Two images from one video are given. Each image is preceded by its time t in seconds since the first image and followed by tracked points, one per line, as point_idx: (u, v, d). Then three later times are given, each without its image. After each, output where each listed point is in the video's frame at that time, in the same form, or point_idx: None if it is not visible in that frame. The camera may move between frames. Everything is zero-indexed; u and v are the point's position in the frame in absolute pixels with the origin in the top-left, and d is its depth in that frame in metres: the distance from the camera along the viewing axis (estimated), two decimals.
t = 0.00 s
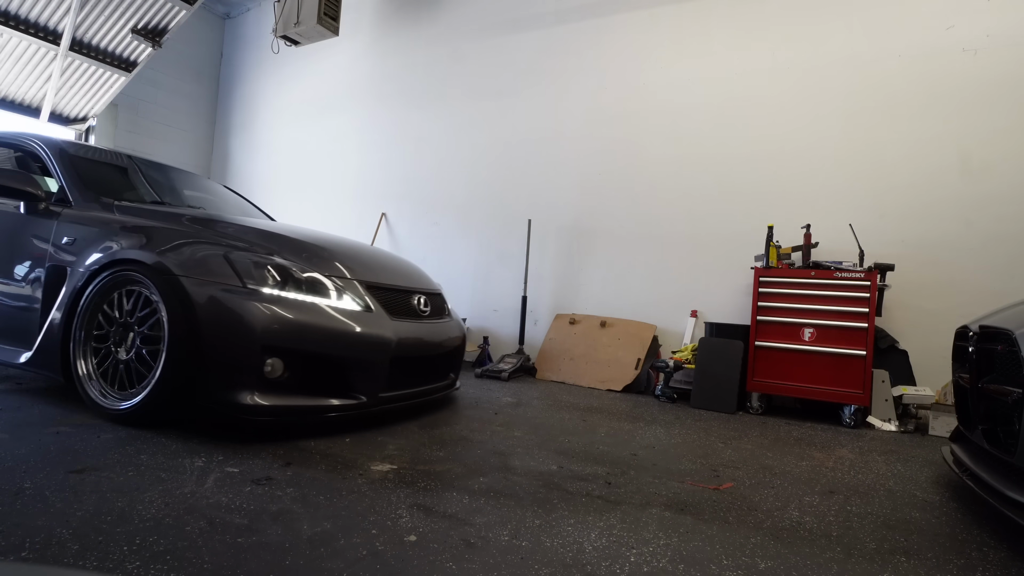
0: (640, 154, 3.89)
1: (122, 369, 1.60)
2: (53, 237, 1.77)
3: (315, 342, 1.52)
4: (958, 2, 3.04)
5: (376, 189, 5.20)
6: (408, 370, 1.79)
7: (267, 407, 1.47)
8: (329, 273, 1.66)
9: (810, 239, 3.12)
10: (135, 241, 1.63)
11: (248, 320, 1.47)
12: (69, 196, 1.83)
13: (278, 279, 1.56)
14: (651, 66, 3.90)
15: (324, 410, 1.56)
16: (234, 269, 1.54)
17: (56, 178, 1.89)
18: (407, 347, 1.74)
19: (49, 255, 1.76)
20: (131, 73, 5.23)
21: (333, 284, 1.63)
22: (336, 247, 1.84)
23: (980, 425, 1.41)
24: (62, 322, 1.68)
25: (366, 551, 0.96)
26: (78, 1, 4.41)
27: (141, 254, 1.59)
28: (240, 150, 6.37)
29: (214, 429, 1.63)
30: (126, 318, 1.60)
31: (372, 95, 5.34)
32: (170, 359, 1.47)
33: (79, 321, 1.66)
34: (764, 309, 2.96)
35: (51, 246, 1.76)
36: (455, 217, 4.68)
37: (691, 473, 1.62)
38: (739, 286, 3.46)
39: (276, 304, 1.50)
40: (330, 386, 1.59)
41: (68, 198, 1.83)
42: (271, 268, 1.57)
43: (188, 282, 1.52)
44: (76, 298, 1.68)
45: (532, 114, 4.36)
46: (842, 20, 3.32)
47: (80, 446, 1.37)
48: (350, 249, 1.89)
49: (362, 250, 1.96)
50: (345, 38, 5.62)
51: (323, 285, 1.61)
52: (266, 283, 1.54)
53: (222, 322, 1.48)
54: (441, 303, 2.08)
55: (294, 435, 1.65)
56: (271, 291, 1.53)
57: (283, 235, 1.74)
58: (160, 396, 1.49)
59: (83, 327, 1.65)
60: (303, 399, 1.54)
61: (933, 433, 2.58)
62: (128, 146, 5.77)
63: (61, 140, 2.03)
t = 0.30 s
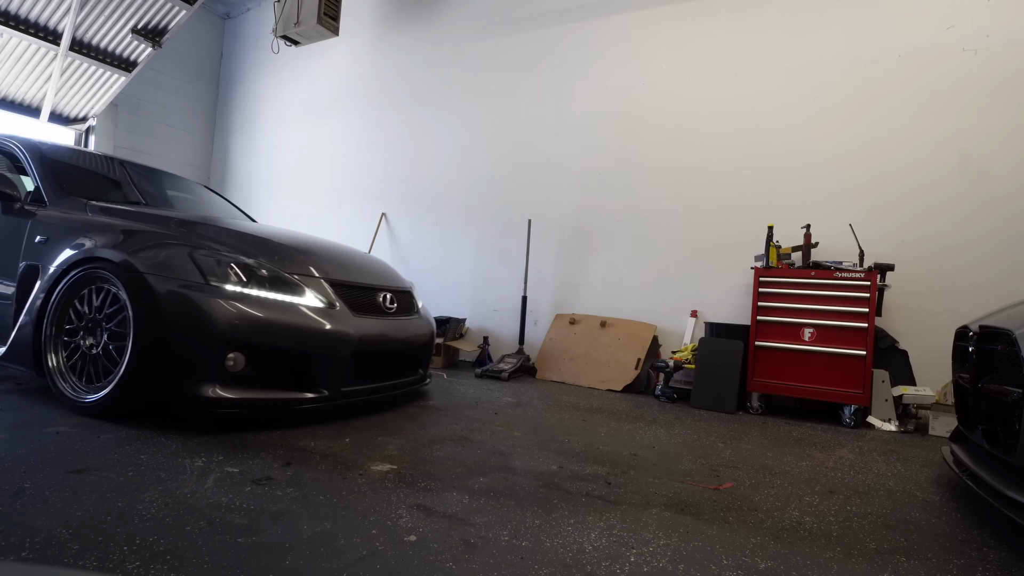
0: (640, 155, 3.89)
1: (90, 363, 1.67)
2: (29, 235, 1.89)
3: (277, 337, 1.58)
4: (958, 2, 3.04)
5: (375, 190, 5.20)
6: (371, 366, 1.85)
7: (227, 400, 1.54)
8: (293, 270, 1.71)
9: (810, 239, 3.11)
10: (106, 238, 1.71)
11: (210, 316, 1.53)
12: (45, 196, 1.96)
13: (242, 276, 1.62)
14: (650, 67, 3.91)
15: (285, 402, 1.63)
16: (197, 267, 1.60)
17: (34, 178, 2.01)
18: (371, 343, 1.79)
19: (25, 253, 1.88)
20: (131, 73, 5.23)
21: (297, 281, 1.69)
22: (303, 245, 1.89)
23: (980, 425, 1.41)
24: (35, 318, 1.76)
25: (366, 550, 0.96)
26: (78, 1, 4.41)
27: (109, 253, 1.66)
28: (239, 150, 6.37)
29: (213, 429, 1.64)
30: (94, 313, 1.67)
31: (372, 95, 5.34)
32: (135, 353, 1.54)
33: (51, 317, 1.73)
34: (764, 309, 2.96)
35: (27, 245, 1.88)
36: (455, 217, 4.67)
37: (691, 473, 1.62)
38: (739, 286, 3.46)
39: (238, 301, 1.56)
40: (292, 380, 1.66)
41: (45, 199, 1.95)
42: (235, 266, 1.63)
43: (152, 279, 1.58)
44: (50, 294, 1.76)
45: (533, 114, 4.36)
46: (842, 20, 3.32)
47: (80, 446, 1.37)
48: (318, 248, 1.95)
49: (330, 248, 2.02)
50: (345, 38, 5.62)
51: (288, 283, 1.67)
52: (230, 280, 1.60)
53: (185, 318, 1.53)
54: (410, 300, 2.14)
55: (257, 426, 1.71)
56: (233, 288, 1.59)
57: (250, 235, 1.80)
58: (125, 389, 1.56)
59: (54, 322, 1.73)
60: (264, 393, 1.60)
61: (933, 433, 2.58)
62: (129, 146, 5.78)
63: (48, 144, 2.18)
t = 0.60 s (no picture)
0: (639, 155, 3.89)
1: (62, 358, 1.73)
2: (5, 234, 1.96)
3: (242, 333, 1.63)
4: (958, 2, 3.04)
5: (374, 190, 5.21)
6: (339, 361, 1.90)
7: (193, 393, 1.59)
8: (260, 269, 1.77)
9: (810, 239, 3.11)
10: (78, 237, 1.77)
11: (177, 312, 1.58)
12: (20, 195, 2.03)
13: (208, 274, 1.67)
14: (649, 67, 3.91)
15: (251, 395, 1.68)
16: (165, 264, 1.65)
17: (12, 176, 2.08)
18: (337, 338, 1.85)
19: None
20: (131, 73, 5.22)
21: (264, 278, 1.75)
22: (272, 245, 1.96)
23: (980, 425, 1.41)
24: (9, 315, 1.83)
25: (366, 551, 0.96)
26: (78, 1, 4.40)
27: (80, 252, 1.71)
28: (240, 150, 6.37)
29: (212, 429, 1.64)
30: (66, 309, 1.73)
31: (372, 95, 5.34)
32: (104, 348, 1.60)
33: (25, 313, 1.80)
34: (764, 309, 2.96)
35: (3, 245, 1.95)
36: (455, 217, 4.67)
37: (690, 472, 1.62)
38: (739, 285, 3.46)
39: (204, 298, 1.61)
40: (258, 374, 1.71)
41: (20, 197, 2.02)
42: (202, 264, 1.68)
43: (120, 276, 1.63)
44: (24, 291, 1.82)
45: (532, 114, 4.36)
46: (842, 20, 3.32)
47: (79, 446, 1.37)
48: (287, 247, 2.01)
49: (299, 248, 2.08)
50: (345, 38, 5.62)
51: (254, 280, 1.73)
52: (197, 277, 1.65)
53: (151, 314, 1.58)
54: (379, 298, 2.20)
55: (225, 418, 1.76)
56: (201, 285, 1.64)
57: (220, 235, 1.86)
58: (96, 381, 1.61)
59: (29, 318, 1.80)
60: (230, 386, 1.66)
61: (933, 433, 2.58)
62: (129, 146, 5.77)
63: (38, 144, 2.30)
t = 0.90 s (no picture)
0: (639, 155, 3.89)
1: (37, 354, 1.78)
2: None
3: (210, 328, 1.67)
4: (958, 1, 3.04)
5: (373, 190, 5.22)
6: (310, 356, 1.94)
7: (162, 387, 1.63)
8: (229, 266, 1.81)
9: (810, 239, 3.11)
10: (53, 235, 1.82)
11: (146, 308, 1.62)
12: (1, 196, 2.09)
13: (178, 272, 1.71)
14: (649, 66, 3.91)
15: (222, 389, 1.73)
16: (135, 262, 1.70)
17: None
18: (307, 334, 1.89)
19: None
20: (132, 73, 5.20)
21: (233, 276, 1.79)
22: (246, 244, 2.00)
23: (980, 425, 1.41)
24: None
25: (366, 550, 0.96)
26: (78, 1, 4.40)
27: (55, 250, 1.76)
28: (239, 150, 6.36)
29: (213, 429, 1.64)
30: (41, 306, 1.78)
31: (371, 94, 5.34)
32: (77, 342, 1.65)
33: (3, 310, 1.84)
34: (764, 309, 2.96)
35: None
36: (455, 217, 4.67)
37: (691, 472, 1.62)
38: (739, 285, 3.46)
39: (172, 294, 1.65)
40: (227, 369, 1.75)
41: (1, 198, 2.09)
42: (171, 263, 1.72)
43: (92, 273, 1.68)
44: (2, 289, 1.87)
45: (532, 114, 4.36)
46: (841, 19, 3.32)
47: (79, 446, 1.37)
48: (259, 245, 2.05)
49: (272, 246, 2.12)
50: (345, 38, 5.62)
51: (224, 278, 1.77)
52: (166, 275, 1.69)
53: (122, 310, 1.63)
54: (353, 295, 2.23)
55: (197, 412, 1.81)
56: (170, 282, 1.68)
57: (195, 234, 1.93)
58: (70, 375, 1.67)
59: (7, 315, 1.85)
60: (200, 380, 1.70)
61: (933, 433, 2.58)
62: (129, 146, 5.79)
63: (31, 148, 2.39)
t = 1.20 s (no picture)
0: (639, 155, 3.89)
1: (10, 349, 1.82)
2: None
3: (179, 325, 1.72)
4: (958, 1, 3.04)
5: (373, 190, 5.22)
6: (279, 352, 2.00)
7: (132, 381, 1.68)
8: (201, 265, 1.88)
9: (810, 239, 3.11)
10: (29, 233, 1.86)
11: (116, 305, 1.66)
12: None
13: (148, 270, 1.77)
14: (649, 66, 3.91)
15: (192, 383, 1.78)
16: (105, 261, 1.74)
17: None
18: (276, 331, 1.95)
19: None
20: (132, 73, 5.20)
21: (203, 275, 1.85)
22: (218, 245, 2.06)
23: (980, 425, 1.41)
24: None
25: (366, 550, 0.96)
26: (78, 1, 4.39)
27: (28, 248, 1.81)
28: (239, 150, 6.37)
29: (212, 429, 1.64)
30: (14, 302, 1.82)
31: (371, 95, 5.34)
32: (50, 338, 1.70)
33: None
34: (764, 309, 2.96)
35: None
36: (455, 217, 4.67)
37: (691, 473, 1.62)
38: (739, 286, 3.46)
39: (141, 292, 1.70)
40: (197, 364, 1.80)
41: None
42: (142, 262, 1.77)
43: (64, 271, 1.72)
44: None
45: (532, 114, 4.36)
46: (841, 19, 3.32)
47: (79, 446, 1.37)
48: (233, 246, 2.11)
49: (245, 246, 2.17)
50: (345, 38, 5.62)
51: (194, 276, 1.83)
52: (137, 273, 1.74)
53: (92, 306, 1.67)
54: (325, 293, 2.30)
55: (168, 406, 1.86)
56: (141, 281, 1.73)
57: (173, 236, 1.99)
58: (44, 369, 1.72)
59: None
60: (169, 375, 1.75)
61: (933, 433, 2.58)
62: (129, 146, 5.79)
63: (25, 151, 2.46)
